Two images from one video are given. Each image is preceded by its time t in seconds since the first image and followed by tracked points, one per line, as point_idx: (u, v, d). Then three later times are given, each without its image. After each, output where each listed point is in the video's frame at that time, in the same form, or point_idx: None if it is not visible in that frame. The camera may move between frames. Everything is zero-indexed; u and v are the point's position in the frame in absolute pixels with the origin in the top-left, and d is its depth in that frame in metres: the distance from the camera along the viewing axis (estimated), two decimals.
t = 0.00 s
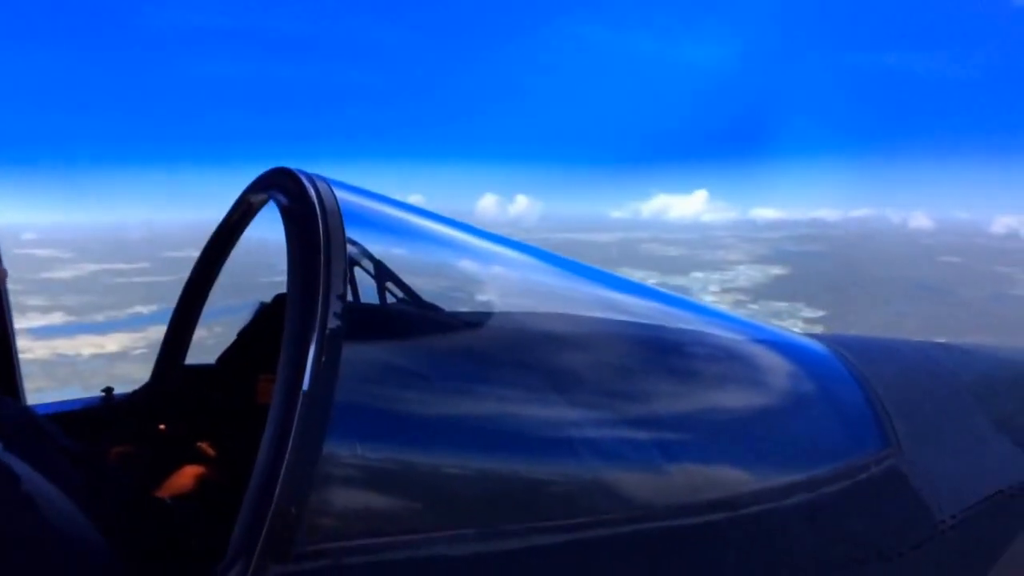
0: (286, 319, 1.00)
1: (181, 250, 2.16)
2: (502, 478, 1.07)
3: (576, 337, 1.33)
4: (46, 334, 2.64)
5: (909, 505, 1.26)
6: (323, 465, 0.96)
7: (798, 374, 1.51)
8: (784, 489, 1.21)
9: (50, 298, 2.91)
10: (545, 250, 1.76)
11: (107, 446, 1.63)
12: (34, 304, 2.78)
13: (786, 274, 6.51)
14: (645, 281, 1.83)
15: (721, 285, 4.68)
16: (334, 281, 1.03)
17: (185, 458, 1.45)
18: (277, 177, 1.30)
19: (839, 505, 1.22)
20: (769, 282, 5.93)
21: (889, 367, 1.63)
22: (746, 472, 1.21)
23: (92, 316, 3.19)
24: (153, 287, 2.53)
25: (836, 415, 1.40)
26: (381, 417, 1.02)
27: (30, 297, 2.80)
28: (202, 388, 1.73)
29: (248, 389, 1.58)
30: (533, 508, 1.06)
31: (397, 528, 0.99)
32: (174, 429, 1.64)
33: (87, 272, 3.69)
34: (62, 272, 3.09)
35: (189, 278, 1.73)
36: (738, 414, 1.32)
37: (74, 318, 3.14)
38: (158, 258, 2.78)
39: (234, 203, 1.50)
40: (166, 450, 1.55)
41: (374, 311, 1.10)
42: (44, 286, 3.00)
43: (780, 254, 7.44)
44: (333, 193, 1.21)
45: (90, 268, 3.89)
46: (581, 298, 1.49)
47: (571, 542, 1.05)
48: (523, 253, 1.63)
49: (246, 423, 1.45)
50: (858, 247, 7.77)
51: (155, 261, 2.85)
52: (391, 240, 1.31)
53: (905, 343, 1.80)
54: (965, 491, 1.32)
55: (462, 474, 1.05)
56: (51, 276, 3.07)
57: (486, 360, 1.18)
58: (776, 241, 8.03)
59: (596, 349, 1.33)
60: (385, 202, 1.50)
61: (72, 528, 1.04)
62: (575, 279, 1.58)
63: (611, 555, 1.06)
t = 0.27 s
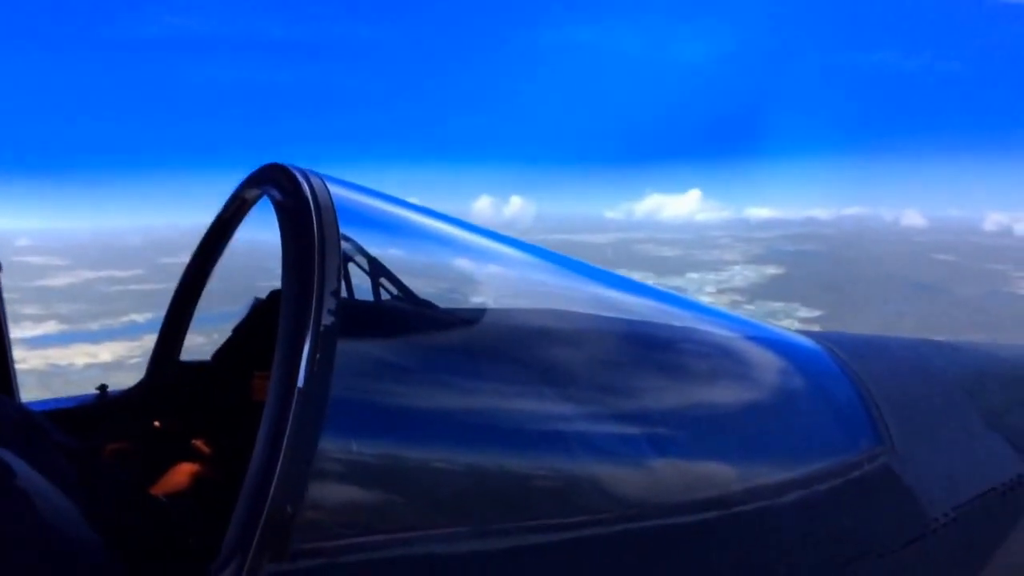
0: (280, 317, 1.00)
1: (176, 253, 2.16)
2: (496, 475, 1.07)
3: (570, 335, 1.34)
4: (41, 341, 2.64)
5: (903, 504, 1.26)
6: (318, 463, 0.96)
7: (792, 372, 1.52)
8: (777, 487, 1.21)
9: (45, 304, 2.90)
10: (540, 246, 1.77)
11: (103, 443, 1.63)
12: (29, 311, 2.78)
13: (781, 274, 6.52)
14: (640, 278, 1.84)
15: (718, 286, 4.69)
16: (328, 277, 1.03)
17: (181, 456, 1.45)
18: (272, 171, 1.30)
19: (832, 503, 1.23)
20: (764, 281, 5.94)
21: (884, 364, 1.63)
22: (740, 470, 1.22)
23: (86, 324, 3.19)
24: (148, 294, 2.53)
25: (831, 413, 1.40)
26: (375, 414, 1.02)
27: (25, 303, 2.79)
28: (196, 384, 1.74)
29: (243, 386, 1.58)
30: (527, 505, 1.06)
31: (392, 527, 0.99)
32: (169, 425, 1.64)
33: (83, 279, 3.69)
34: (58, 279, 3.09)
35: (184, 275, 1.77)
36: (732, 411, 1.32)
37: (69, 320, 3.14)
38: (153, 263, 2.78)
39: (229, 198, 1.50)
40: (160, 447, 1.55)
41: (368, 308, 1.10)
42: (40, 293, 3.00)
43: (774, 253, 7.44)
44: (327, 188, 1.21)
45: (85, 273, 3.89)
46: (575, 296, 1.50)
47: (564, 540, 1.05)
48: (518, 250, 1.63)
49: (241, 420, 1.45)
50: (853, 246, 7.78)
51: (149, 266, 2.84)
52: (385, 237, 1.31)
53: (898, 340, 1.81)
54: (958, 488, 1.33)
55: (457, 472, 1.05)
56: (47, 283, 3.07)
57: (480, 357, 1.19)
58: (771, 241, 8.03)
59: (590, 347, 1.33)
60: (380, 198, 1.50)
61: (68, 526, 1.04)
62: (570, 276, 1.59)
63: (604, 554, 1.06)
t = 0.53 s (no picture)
0: (276, 314, 1.01)
1: (171, 257, 2.17)
2: (491, 473, 1.07)
3: (565, 332, 1.34)
4: (37, 351, 2.63)
5: (897, 504, 1.27)
6: (314, 461, 0.96)
7: (787, 370, 1.52)
8: (772, 487, 1.22)
9: (40, 312, 2.90)
10: (537, 243, 1.77)
11: (98, 440, 1.64)
12: (26, 321, 2.78)
13: (777, 275, 6.52)
14: (636, 275, 1.84)
15: (714, 290, 4.69)
16: (324, 275, 1.03)
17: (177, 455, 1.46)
18: (269, 167, 1.30)
19: (827, 503, 1.23)
20: (760, 283, 5.94)
21: (878, 363, 1.63)
22: (735, 469, 1.22)
23: (82, 327, 3.19)
24: (144, 302, 2.53)
25: (825, 412, 1.41)
26: (371, 411, 1.02)
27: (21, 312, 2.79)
28: (192, 381, 1.74)
29: (239, 384, 1.58)
30: (522, 503, 1.06)
31: (387, 526, 0.99)
32: (166, 423, 1.65)
33: (79, 287, 3.68)
34: (54, 286, 3.09)
35: (182, 265, 1.80)
36: (727, 410, 1.32)
37: (65, 323, 3.14)
38: (149, 271, 2.78)
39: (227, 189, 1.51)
40: (156, 444, 1.56)
41: (364, 305, 1.11)
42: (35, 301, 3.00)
43: (770, 253, 7.49)
44: (323, 185, 1.21)
45: (81, 277, 3.89)
46: (570, 293, 1.50)
47: (559, 539, 1.05)
48: (515, 247, 1.64)
49: (237, 418, 1.45)
50: (849, 248, 7.79)
51: (145, 272, 2.84)
52: (381, 233, 1.32)
53: (892, 340, 1.81)
54: (952, 488, 1.33)
55: (452, 471, 1.05)
56: (43, 291, 3.07)
57: (475, 355, 1.19)
58: (767, 241, 8.04)
59: (585, 345, 1.34)
60: (376, 195, 1.51)
61: (64, 524, 1.04)
62: (566, 274, 1.59)
63: (599, 552, 1.06)
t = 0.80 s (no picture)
0: (275, 310, 1.01)
1: (168, 259, 2.17)
2: (488, 471, 1.07)
3: (562, 329, 1.34)
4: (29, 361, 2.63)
5: (894, 504, 1.27)
6: (311, 460, 0.96)
7: (784, 368, 1.52)
8: (768, 487, 1.22)
9: (34, 321, 2.90)
10: (535, 240, 1.77)
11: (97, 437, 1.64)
12: (20, 329, 2.77)
13: (774, 277, 6.52)
14: (634, 272, 1.84)
15: (710, 292, 4.69)
16: (323, 272, 1.03)
17: (174, 453, 1.46)
18: (267, 161, 1.30)
19: (823, 503, 1.23)
20: (757, 287, 5.94)
21: (875, 362, 1.64)
22: (731, 469, 1.22)
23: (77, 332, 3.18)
24: (139, 309, 2.52)
25: (822, 411, 1.41)
26: (368, 409, 1.02)
27: (15, 320, 2.78)
28: (190, 380, 1.74)
29: (237, 383, 1.58)
30: (518, 502, 1.06)
31: (384, 525, 0.99)
32: (164, 421, 1.65)
33: (76, 292, 3.68)
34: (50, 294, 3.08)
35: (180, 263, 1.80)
36: (723, 408, 1.33)
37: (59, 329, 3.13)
38: (144, 277, 2.78)
39: (226, 185, 1.51)
40: (154, 442, 1.55)
41: (362, 301, 1.11)
42: (30, 309, 2.99)
43: (768, 255, 7.55)
44: (321, 180, 1.21)
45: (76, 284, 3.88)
46: (567, 291, 1.51)
47: (556, 540, 1.05)
48: (512, 243, 1.64)
49: (235, 416, 1.45)
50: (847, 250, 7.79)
51: (140, 278, 2.84)
52: (379, 229, 1.32)
53: (889, 338, 1.81)
54: (948, 487, 1.33)
55: (448, 470, 1.05)
56: (37, 300, 3.06)
57: (472, 353, 1.19)
58: (765, 243, 8.04)
59: (582, 342, 1.34)
60: (375, 190, 1.51)
61: (61, 522, 1.04)
62: (563, 271, 1.59)
63: (596, 552, 1.06)
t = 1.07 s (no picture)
0: (274, 308, 1.00)
1: (165, 260, 2.16)
2: (486, 469, 1.07)
3: (561, 327, 1.34)
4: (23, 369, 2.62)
5: (892, 505, 1.26)
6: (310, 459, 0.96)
7: (782, 367, 1.52)
8: (767, 487, 1.21)
9: (28, 329, 2.89)
10: (534, 236, 1.77)
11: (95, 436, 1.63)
12: (14, 336, 2.76)
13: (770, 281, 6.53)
14: (632, 268, 1.84)
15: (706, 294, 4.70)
16: (322, 269, 1.03)
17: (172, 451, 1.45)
18: (266, 155, 1.30)
19: (822, 502, 1.22)
20: (754, 289, 5.94)
21: (873, 360, 1.64)
22: (729, 469, 1.21)
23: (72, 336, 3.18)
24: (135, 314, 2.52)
25: (821, 410, 1.41)
26: (366, 408, 1.02)
27: (9, 329, 2.77)
28: (189, 377, 1.74)
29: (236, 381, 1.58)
30: (516, 502, 1.06)
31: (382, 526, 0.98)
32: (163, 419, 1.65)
33: (70, 299, 3.67)
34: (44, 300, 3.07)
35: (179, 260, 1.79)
36: (721, 407, 1.33)
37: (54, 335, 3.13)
38: (139, 282, 2.77)
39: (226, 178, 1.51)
40: (152, 440, 1.55)
41: (360, 298, 1.11)
42: (23, 317, 2.98)
43: (765, 258, 7.55)
44: (320, 174, 1.21)
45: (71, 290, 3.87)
46: (566, 287, 1.50)
47: (554, 541, 1.05)
48: (511, 239, 1.64)
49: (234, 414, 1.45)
50: (844, 252, 7.79)
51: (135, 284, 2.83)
52: (378, 226, 1.32)
53: (887, 337, 1.81)
54: (947, 487, 1.33)
55: (446, 469, 1.05)
56: (30, 307, 3.05)
57: (470, 351, 1.19)
58: (762, 245, 8.05)
59: (581, 339, 1.34)
60: (374, 186, 1.50)
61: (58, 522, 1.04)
62: (562, 267, 1.59)
63: (594, 552, 1.06)
